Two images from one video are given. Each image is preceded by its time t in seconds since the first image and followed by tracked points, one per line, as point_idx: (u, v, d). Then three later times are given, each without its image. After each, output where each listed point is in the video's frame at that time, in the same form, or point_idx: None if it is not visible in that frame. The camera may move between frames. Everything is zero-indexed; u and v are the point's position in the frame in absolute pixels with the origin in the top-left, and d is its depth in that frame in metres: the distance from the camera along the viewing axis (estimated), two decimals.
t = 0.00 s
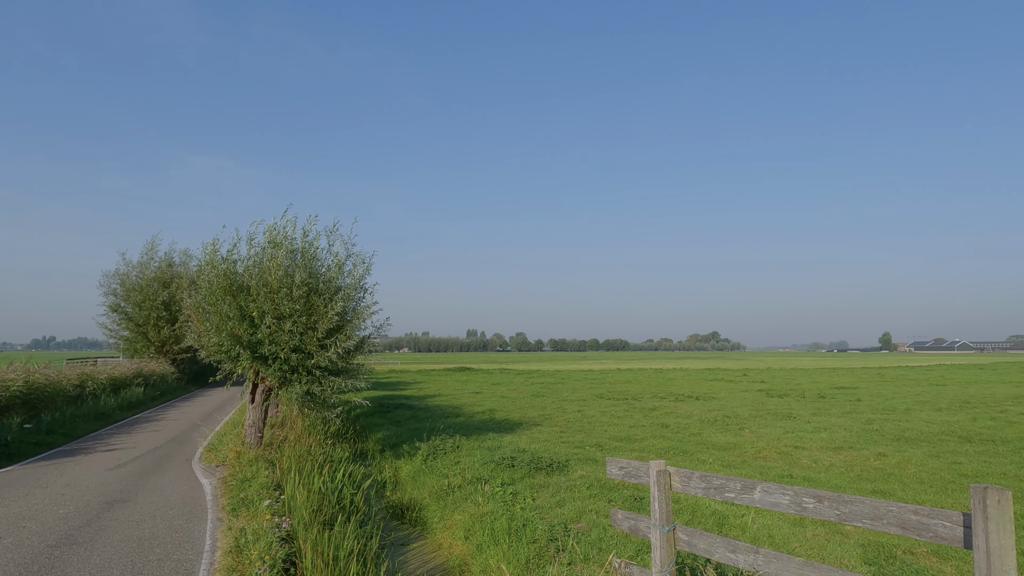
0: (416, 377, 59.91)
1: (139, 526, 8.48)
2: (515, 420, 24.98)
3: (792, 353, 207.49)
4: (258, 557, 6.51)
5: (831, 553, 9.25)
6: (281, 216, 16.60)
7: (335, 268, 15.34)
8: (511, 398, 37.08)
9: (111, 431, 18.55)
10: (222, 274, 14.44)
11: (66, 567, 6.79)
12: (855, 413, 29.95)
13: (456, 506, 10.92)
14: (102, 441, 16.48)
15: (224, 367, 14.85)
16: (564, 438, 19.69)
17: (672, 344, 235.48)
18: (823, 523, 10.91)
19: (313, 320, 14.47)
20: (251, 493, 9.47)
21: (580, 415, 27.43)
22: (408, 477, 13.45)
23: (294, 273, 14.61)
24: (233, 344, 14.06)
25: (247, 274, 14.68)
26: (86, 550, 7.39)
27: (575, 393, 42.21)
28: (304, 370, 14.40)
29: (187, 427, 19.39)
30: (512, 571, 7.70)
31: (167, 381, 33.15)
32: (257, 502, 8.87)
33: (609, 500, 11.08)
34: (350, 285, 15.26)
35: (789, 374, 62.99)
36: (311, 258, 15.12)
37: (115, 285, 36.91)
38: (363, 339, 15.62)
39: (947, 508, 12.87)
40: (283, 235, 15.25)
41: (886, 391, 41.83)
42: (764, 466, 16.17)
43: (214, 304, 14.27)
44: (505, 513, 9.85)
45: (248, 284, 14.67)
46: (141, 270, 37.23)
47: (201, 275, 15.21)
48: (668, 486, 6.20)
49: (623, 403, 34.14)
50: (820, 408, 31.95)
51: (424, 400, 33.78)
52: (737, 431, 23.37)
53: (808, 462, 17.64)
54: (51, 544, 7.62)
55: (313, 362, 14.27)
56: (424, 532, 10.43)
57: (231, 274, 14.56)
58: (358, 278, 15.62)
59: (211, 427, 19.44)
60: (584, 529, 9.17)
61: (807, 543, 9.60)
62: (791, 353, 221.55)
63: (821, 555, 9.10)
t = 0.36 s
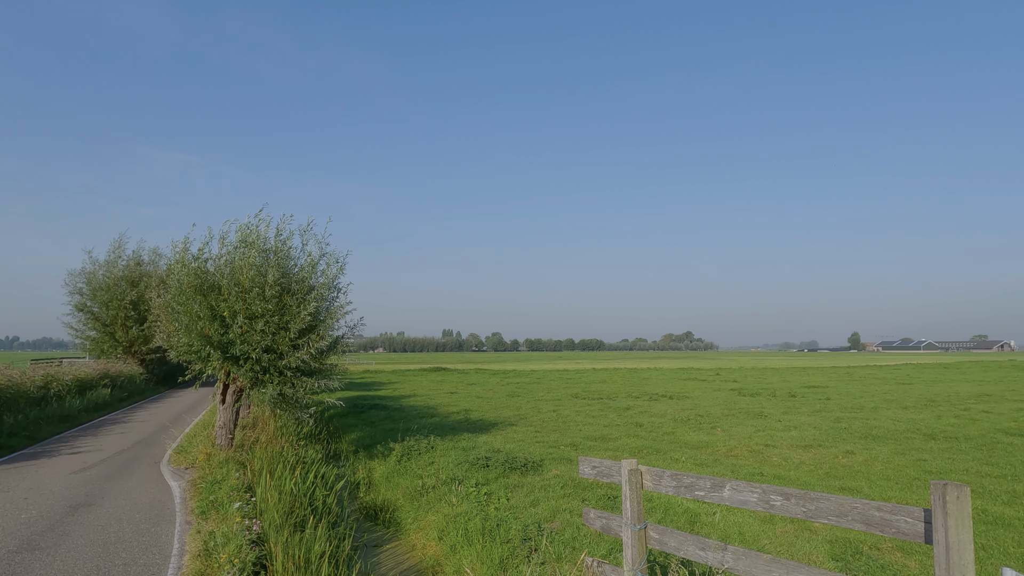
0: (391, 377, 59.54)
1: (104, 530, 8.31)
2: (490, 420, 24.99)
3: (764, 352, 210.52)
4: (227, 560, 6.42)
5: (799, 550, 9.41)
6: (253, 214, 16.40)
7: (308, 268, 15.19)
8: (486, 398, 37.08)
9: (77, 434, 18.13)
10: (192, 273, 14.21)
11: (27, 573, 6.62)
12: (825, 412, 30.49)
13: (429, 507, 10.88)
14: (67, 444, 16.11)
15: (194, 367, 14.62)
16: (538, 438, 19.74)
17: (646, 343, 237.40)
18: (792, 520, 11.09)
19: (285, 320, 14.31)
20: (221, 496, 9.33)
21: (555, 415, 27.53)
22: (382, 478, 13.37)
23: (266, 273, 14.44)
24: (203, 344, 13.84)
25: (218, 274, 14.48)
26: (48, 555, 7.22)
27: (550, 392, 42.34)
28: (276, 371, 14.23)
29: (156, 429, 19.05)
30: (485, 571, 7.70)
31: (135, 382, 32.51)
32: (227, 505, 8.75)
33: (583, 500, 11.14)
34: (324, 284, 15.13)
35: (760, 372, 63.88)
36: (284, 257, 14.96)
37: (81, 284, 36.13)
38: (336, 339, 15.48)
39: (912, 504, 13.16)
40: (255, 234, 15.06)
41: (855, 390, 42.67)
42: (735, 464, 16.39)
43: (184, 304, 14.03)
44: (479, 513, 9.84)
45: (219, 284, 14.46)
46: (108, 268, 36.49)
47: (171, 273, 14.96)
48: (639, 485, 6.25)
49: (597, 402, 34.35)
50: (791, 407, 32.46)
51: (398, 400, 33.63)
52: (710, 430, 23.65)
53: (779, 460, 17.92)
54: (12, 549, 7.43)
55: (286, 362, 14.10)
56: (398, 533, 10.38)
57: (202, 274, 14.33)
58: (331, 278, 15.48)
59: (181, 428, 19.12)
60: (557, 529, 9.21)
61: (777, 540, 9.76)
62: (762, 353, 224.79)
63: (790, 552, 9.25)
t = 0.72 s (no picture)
0: (368, 377, 59.17)
1: (71, 534, 8.13)
2: (467, 419, 24.95)
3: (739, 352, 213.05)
4: (198, 563, 6.33)
5: (771, 546, 9.55)
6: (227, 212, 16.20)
7: (283, 267, 15.03)
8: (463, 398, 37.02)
9: (43, 435, 17.71)
10: (164, 271, 13.97)
11: None
12: (797, 410, 30.97)
13: (405, 507, 10.84)
14: (33, 446, 15.73)
15: (165, 367, 14.37)
16: (515, 438, 19.75)
17: (623, 343, 238.88)
18: (764, 517, 11.24)
19: (259, 319, 14.14)
20: (192, 498, 9.19)
21: (533, 414, 27.57)
22: (358, 479, 13.28)
23: (240, 272, 14.26)
24: (175, 344, 13.61)
25: (191, 272, 14.25)
26: (10, 561, 7.04)
27: (528, 392, 42.40)
28: (249, 371, 14.04)
29: (126, 430, 18.69)
30: (460, 572, 7.69)
31: (104, 382, 31.87)
32: (199, 507, 8.62)
33: (559, 499, 11.18)
34: (299, 284, 14.98)
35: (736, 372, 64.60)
36: (259, 256, 14.79)
37: (48, 282, 35.31)
38: (311, 339, 15.33)
39: (881, 500, 13.43)
40: (229, 232, 14.86)
41: (826, 389, 43.40)
42: (709, 462, 16.56)
43: (155, 303, 13.79)
44: (455, 513, 9.82)
45: (192, 282, 14.24)
46: (77, 267, 35.76)
47: (141, 272, 14.70)
48: (614, 484, 6.29)
49: (574, 402, 34.50)
50: (764, 406, 32.90)
51: (375, 400, 33.44)
52: (685, 428, 23.89)
53: (752, 458, 18.15)
54: None
55: (259, 362, 13.94)
56: (373, 533, 10.33)
57: (173, 272, 14.11)
58: (307, 277, 15.34)
59: (152, 429, 18.79)
60: (533, 528, 9.23)
61: (749, 537, 9.89)
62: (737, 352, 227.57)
63: (763, 549, 9.38)
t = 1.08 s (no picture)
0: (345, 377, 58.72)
1: (35, 537, 7.94)
2: (444, 419, 24.88)
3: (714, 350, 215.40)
4: (168, 566, 6.23)
5: (744, 542, 9.68)
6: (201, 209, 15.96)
7: (257, 265, 14.85)
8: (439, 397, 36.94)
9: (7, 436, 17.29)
10: (135, 269, 13.72)
11: None
12: (770, 408, 31.42)
13: (380, 507, 10.78)
14: None
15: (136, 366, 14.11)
16: (492, 436, 19.75)
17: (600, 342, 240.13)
18: (737, 514, 11.38)
19: (233, 318, 13.95)
20: (162, 499, 9.03)
21: (510, 413, 27.60)
22: (333, 478, 13.18)
23: (214, 270, 14.05)
24: (145, 343, 13.37)
25: (163, 270, 14.01)
26: None
27: (505, 390, 42.43)
28: (223, 370, 13.86)
29: (95, 431, 18.33)
30: (435, 571, 7.67)
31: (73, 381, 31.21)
32: (170, 508, 8.47)
33: (535, 497, 11.21)
34: (273, 282, 14.80)
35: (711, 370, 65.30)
36: (232, 254, 14.59)
37: (14, 280, 34.48)
38: (286, 338, 15.17)
39: (851, 496, 13.68)
40: (202, 229, 14.63)
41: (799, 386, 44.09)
42: (684, 460, 16.72)
43: (125, 301, 13.54)
44: (431, 512, 9.78)
45: (164, 280, 14.00)
46: (44, 264, 34.97)
47: (111, 269, 14.41)
48: (588, 483, 6.33)
49: (551, 400, 34.61)
50: (738, 404, 33.30)
51: (351, 399, 33.21)
52: (660, 427, 24.10)
53: (726, 455, 18.38)
54: None
55: (233, 361, 13.75)
56: (348, 534, 10.26)
57: (144, 270, 13.85)
58: (282, 275, 15.17)
59: (122, 430, 18.46)
60: (509, 527, 9.25)
61: (723, 534, 10.02)
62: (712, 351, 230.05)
63: (735, 545, 9.51)
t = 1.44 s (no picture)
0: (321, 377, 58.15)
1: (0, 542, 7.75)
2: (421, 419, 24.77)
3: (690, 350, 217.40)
4: (138, 568, 6.13)
5: (718, 539, 9.80)
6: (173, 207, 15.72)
7: (231, 263, 14.65)
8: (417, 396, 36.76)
9: None
10: (105, 267, 13.47)
11: None
12: (744, 406, 31.79)
13: (356, 508, 10.71)
14: None
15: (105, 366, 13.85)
16: (469, 435, 19.71)
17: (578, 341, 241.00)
18: (712, 511, 11.51)
19: (206, 317, 13.76)
20: (133, 502, 8.88)
21: (487, 412, 27.57)
22: (308, 479, 13.06)
23: (186, 268, 13.84)
24: (115, 343, 13.13)
25: (134, 268, 13.76)
26: None
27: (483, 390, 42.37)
28: (195, 370, 13.65)
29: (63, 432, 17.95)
30: (410, 571, 7.65)
31: (39, 382, 30.48)
32: (140, 511, 8.33)
33: (512, 497, 11.21)
34: (248, 280, 14.62)
35: (687, 369, 65.85)
36: (206, 252, 14.38)
37: None
38: (260, 338, 14.99)
39: (823, 493, 13.92)
40: (175, 227, 14.41)
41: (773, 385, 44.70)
42: (659, 458, 16.87)
43: (95, 300, 13.28)
44: (407, 512, 9.74)
45: (135, 278, 13.76)
46: (9, 262, 34.16)
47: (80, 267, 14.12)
48: (564, 481, 6.35)
49: (529, 400, 34.62)
50: (713, 402, 33.64)
51: (327, 399, 32.91)
52: (636, 425, 24.26)
53: (701, 453, 18.58)
54: None
55: (206, 361, 13.56)
56: (323, 535, 10.17)
57: (115, 268, 13.60)
58: (256, 274, 14.99)
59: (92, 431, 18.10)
60: (485, 526, 9.25)
61: (697, 531, 10.13)
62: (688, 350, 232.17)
63: (709, 542, 9.61)
